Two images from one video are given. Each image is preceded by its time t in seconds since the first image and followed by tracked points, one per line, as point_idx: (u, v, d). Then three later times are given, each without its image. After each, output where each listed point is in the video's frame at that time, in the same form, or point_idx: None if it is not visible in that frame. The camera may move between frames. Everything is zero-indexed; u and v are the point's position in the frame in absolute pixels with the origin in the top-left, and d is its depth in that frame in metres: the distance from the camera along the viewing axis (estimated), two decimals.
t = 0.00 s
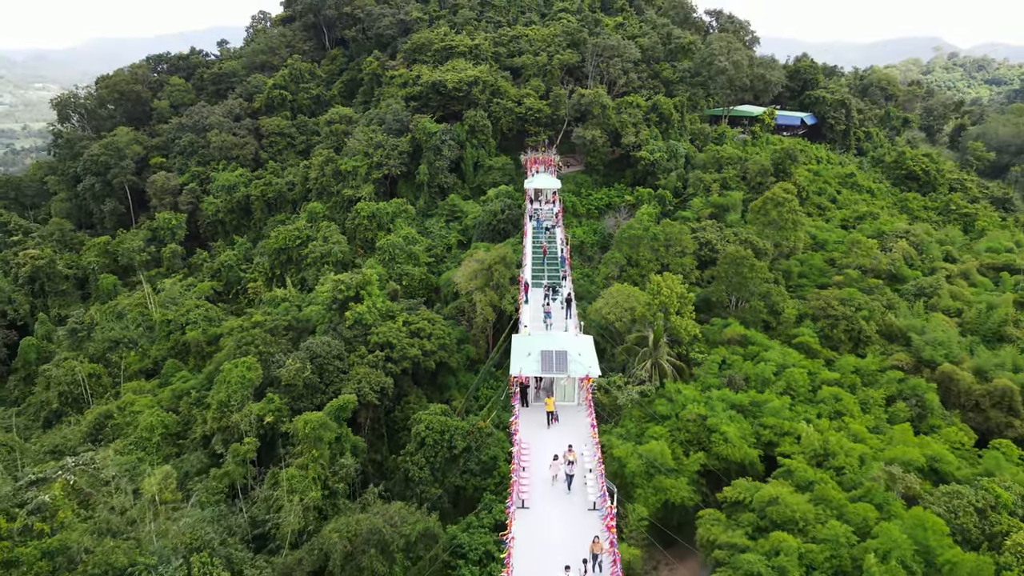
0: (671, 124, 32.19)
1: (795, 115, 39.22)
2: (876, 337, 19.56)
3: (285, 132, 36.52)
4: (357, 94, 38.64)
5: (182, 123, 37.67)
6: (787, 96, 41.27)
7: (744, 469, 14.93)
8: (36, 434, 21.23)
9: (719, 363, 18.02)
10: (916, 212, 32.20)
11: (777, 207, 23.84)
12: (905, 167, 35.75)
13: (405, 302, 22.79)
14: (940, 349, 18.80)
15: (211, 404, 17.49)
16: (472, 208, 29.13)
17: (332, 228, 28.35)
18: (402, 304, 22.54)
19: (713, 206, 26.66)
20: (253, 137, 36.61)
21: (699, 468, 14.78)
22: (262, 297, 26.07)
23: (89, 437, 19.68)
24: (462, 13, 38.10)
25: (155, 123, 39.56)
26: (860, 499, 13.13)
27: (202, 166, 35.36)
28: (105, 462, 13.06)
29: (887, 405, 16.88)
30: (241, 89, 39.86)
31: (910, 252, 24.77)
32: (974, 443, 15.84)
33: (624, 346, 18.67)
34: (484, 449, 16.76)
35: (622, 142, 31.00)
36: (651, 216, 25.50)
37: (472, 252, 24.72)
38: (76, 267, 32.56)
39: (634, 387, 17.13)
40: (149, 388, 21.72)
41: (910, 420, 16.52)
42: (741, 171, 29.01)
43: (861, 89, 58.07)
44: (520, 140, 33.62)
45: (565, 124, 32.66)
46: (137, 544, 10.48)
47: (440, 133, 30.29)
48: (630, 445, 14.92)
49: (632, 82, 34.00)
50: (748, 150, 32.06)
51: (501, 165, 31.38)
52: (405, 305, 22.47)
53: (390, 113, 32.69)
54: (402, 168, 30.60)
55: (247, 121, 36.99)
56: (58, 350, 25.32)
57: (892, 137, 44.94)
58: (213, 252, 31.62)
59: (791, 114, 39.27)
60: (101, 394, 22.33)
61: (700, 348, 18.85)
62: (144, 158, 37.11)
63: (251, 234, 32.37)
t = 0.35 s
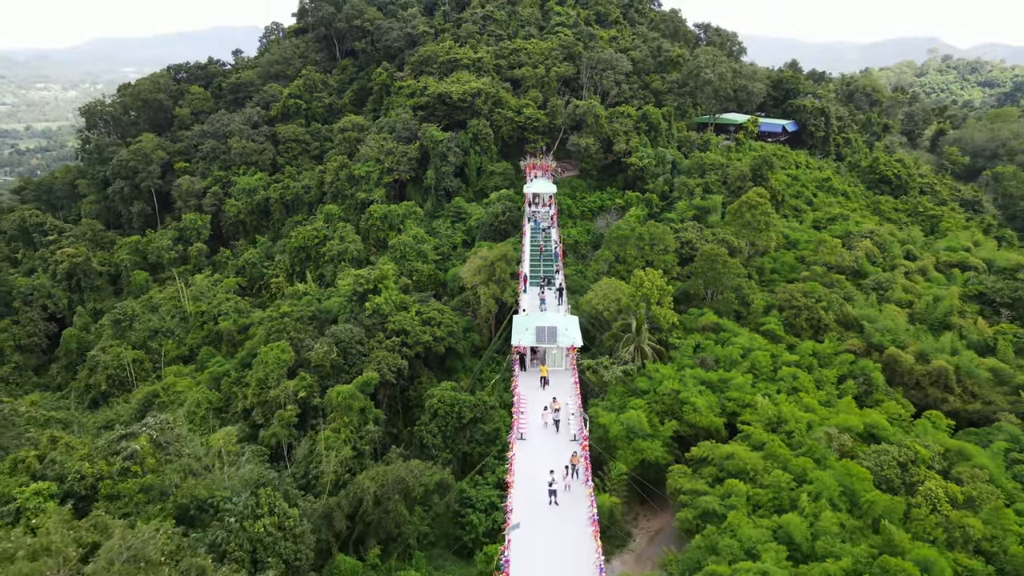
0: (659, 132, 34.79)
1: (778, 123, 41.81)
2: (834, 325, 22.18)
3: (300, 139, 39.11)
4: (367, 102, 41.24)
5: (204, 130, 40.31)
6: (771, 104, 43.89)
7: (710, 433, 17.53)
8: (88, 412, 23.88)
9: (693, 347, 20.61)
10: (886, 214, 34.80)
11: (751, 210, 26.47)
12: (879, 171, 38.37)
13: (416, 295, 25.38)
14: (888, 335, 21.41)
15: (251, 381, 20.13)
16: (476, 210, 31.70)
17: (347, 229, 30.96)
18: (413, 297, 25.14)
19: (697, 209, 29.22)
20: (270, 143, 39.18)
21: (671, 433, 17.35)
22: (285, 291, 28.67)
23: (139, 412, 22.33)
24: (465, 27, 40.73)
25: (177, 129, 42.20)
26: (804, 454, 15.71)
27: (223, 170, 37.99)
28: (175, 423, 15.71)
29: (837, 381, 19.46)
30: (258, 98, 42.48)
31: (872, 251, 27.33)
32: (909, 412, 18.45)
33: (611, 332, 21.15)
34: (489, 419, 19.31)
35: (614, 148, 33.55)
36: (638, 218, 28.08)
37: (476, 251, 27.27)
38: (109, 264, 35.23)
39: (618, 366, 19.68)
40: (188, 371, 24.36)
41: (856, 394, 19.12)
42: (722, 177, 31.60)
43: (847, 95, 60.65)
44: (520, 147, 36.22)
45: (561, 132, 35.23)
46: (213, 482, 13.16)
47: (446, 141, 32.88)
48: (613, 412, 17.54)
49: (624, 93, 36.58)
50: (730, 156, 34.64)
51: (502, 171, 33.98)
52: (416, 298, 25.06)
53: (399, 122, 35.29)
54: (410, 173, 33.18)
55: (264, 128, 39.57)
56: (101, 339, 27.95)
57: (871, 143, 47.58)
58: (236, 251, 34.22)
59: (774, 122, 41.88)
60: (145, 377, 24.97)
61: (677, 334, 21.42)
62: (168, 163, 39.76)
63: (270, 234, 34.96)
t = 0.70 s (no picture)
0: (648, 139, 37.44)
1: (761, 130, 44.49)
2: (799, 315, 24.85)
3: (313, 144, 41.78)
4: (376, 110, 43.94)
5: (223, 136, 43.04)
6: (756, 111, 46.54)
7: (684, 406, 20.22)
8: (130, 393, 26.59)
9: (672, 334, 23.26)
10: (859, 215, 37.49)
11: (729, 211, 29.13)
12: (855, 175, 41.06)
13: (425, 289, 28.04)
14: (846, 323, 24.11)
15: (281, 363, 22.85)
16: (478, 211, 34.37)
17: (360, 229, 33.61)
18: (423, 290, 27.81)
19: (681, 210, 31.87)
20: (286, 149, 41.84)
21: (650, 406, 19.97)
22: (304, 286, 31.34)
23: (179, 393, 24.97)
24: (468, 40, 43.45)
25: (197, 134, 44.91)
26: (760, 422, 18.39)
27: (242, 174, 40.69)
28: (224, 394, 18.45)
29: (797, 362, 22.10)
30: (273, 106, 45.19)
31: (840, 249, 29.99)
32: (857, 389, 21.14)
33: (599, 320, 23.80)
34: (491, 397, 21.95)
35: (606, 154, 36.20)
36: (627, 219, 30.74)
37: (479, 249, 29.92)
38: (137, 261, 37.94)
39: (605, 350, 22.33)
40: (220, 357, 27.07)
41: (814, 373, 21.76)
42: (706, 182, 34.26)
43: (833, 100, 63.32)
44: (519, 153, 38.90)
45: (557, 138, 37.88)
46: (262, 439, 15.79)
47: (450, 148, 35.55)
48: (599, 389, 20.18)
49: (617, 102, 39.26)
50: (714, 162, 37.29)
51: (502, 175, 36.64)
52: (425, 292, 27.72)
53: (408, 129, 37.94)
54: (418, 177, 35.83)
55: (280, 135, 42.25)
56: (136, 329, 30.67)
57: (852, 147, 50.28)
58: (256, 249, 36.88)
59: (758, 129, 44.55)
60: (180, 363, 27.67)
61: (659, 323, 24.05)
62: (190, 167, 42.49)
63: (287, 233, 37.62)
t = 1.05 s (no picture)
0: (639, 146, 40.09)
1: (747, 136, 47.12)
2: (770, 307, 27.53)
3: (325, 149, 44.43)
4: (383, 117, 46.60)
5: (239, 142, 45.75)
6: (743, 118, 49.21)
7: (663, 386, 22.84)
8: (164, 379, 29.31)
9: (654, 324, 25.89)
10: (835, 217, 40.13)
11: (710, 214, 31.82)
12: (834, 179, 43.71)
13: (432, 284, 30.72)
14: (811, 315, 26.75)
15: (305, 349, 25.57)
16: (480, 213, 37.01)
17: (371, 229, 36.24)
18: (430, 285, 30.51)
19: (668, 212, 34.54)
20: (298, 154, 44.51)
21: (632, 386, 22.59)
22: (320, 282, 34.02)
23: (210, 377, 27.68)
24: (471, 52, 46.14)
25: (214, 140, 47.64)
26: (728, 399, 21.00)
27: (258, 178, 43.37)
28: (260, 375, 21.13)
29: (766, 348, 24.78)
30: (286, 114, 47.88)
31: (813, 249, 32.62)
32: (818, 371, 23.82)
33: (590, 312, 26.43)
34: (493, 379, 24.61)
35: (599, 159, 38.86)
36: (617, 220, 33.39)
37: (481, 248, 32.58)
38: (161, 260, 40.70)
39: (594, 337, 24.96)
40: (245, 345, 29.78)
41: (780, 358, 24.44)
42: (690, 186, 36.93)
43: (821, 106, 65.91)
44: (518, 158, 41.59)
45: (554, 145, 40.53)
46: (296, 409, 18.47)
47: (454, 154, 38.20)
48: (588, 372, 22.81)
49: (610, 111, 41.91)
50: (700, 167, 39.95)
51: (502, 179, 39.30)
52: (432, 286, 30.39)
53: (414, 136, 40.57)
54: (423, 181, 38.48)
55: (293, 141, 44.90)
56: (166, 322, 33.40)
57: (834, 152, 52.91)
58: (272, 248, 39.54)
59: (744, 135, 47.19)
60: (209, 351, 30.42)
61: (643, 314, 26.68)
62: (208, 171, 45.22)
63: (301, 234, 40.29)
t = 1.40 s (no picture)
0: (630, 152, 42.79)
1: (733, 141, 49.84)
2: (745, 301, 30.21)
3: (334, 155, 47.17)
4: (389, 123, 49.32)
5: (253, 147, 48.48)
6: (730, 125, 51.89)
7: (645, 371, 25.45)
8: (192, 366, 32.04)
9: (639, 317, 28.55)
10: (814, 219, 42.86)
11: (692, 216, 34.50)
12: (814, 183, 46.45)
13: (437, 281, 33.36)
14: (781, 309, 29.44)
15: (323, 338, 28.32)
16: (481, 215, 39.72)
17: (379, 230, 38.95)
18: (435, 282, 33.16)
19: (655, 214, 37.21)
20: (309, 159, 47.21)
21: (617, 370, 25.22)
22: (332, 279, 36.72)
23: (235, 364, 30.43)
24: (472, 62, 48.86)
25: (228, 145, 50.37)
26: (701, 382, 23.63)
27: (272, 181, 46.06)
28: (287, 359, 23.87)
29: (739, 337, 27.51)
30: (297, 120, 50.57)
31: (788, 249, 35.38)
32: (784, 357, 26.54)
33: (581, 305, 28.99)
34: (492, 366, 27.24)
35: (591, 165, 41.56)
36: (608, 221, 36.12)
37: (482, 247, 35.25)
38: (182, 258, 43.44)
39: (584, 328, 27.59)
40: (266, 336, 32.52)
41: (751, 345, 27.15)
42: (677, 191, 39.63)
43: (809, 111, 68.66)
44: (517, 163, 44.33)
45: (549, 151, 43.26)
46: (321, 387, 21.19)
47: (456, 161, 41.05)
48: (579, 358, 25.48)
49: (603, 118, 44.60)
50: (687, 171, 42.65)
51: (501, 183, 42.00)
52: (437, 283, 33.03)
53: (419, 143, 43.28)
54: (427, 185, 41.19)
55: (304, 147, 47.65)
56: (191, 315, 36.12)
57: (818, 156, 55.62)
58: (286, 247, 42.23)
59: (730, 140, 49.92)
60: (233, 342, 33.15)
61: (629, 307, 29.31)
62: (225, 175, 47.96)
63: (313, 234, 42.97)
